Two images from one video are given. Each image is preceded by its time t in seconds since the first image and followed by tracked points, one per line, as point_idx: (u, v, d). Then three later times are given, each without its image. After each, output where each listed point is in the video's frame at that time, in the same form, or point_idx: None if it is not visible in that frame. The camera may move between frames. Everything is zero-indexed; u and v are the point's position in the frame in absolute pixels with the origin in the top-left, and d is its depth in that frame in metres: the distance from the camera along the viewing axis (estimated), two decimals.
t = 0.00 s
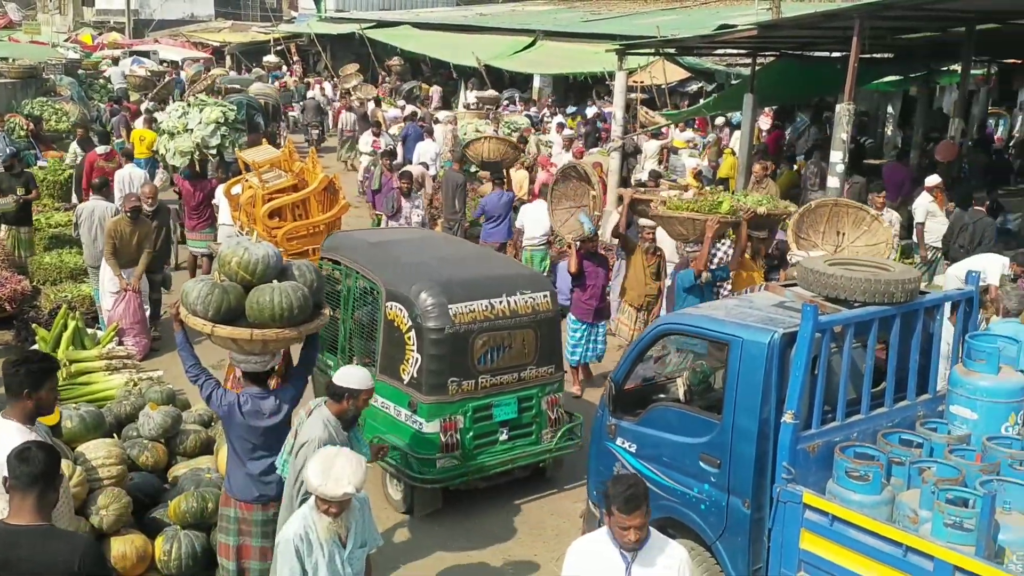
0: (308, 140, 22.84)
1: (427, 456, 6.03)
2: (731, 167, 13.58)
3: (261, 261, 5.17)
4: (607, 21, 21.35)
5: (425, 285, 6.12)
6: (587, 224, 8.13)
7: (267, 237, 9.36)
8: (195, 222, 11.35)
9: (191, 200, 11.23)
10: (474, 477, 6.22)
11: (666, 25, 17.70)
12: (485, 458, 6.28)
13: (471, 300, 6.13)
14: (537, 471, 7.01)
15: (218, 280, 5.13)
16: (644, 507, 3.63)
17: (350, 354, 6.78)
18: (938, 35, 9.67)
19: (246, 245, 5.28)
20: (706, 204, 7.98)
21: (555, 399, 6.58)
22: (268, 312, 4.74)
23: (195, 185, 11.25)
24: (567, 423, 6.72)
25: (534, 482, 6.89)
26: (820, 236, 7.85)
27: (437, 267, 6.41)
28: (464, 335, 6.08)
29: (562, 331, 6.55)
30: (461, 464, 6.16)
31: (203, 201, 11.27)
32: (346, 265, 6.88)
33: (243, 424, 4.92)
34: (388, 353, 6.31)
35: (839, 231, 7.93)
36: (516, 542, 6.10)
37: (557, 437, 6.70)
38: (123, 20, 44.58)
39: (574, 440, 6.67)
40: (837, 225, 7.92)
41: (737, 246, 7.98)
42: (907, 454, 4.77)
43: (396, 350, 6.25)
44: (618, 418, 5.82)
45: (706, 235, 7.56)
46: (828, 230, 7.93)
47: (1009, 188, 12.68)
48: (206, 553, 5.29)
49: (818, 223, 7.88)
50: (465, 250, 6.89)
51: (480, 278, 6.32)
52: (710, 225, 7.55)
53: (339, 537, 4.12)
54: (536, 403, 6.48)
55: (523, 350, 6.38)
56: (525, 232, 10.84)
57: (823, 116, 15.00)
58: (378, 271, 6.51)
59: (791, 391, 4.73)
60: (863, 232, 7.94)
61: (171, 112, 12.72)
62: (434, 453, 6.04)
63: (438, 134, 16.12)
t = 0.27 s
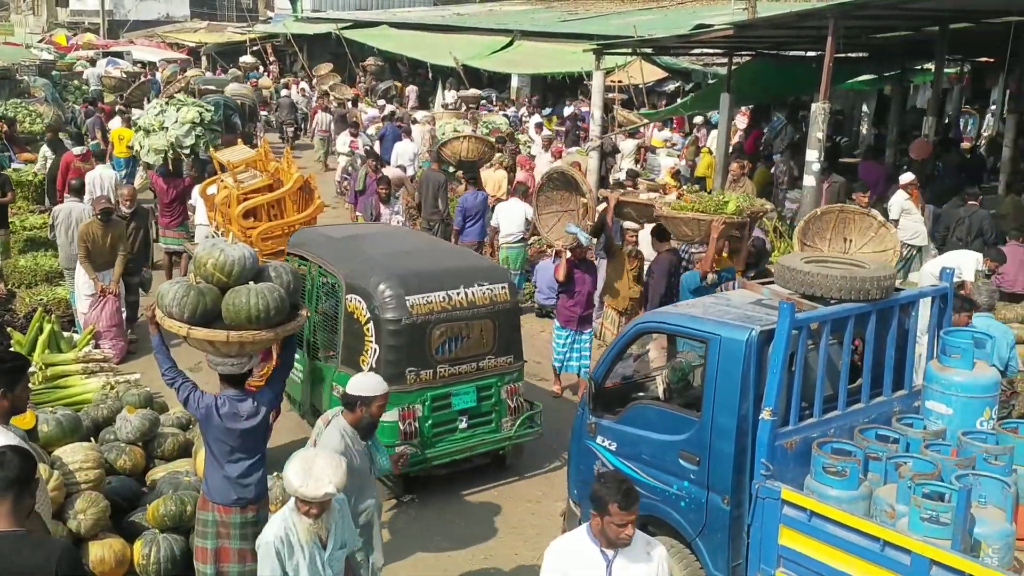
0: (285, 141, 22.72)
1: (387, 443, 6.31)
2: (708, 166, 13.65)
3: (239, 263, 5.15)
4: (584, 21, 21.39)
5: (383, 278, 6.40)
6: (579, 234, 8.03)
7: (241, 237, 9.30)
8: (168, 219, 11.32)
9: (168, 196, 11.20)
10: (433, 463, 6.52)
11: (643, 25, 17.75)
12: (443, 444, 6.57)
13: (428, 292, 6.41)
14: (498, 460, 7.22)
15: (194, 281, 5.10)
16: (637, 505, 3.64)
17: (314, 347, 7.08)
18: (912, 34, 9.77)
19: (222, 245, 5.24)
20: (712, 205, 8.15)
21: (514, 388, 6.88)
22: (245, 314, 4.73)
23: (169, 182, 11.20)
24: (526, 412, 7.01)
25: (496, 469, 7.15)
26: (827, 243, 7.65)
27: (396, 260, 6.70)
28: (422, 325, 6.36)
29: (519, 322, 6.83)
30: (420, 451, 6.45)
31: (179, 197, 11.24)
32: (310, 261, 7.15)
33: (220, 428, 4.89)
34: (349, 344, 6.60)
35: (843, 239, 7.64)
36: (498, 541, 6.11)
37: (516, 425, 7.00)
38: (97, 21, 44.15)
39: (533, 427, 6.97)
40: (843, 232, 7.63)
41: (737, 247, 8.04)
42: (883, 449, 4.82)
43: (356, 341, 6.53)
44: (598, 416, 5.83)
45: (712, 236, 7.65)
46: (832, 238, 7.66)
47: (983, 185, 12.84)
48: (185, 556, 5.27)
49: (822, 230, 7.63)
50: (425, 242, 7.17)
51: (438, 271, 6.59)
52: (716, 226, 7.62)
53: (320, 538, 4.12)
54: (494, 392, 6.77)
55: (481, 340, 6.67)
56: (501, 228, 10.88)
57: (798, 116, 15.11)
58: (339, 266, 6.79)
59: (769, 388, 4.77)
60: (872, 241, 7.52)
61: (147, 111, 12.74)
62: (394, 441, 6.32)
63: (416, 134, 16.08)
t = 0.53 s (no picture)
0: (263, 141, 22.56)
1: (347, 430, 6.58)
2: (686, 164, 13.70)
3: (217, 263, 5.12)
4: (561, 19, 21.39)
5: (343, 269, 6.62)
6: (577, 240, 7.97)
7: (217, 237, 9.22)
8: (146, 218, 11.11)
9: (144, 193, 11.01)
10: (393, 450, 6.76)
11: (620, 23, 17.76)
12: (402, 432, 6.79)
13: (387, 283, 6.63)
14: (460, 448, 7.41)
15: (173, 282, 5.06)
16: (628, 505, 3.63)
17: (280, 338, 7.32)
18: (886, 32, 9.85)
19: (200, 245, 5.20)
20: (717, 209, 8.26)
21: (475, 377, 7.12)
22: (224, 314, 4.71)
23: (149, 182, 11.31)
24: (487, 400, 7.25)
25: (457, 455, 7.34)
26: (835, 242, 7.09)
27: (357, 251, 6.91)
28: (381, 315, 6.57)
29: (478, 313, 7.05)
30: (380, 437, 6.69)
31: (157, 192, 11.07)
32: (275, 252, 7.34)
33: (198, 430, 4.86)
34: (311, 334, 6.83)
35: (853, 237, 7.12)
36: (480, 539, 6.11)
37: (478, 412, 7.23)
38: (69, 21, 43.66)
39: (492, 415, 7.20)
40: (852, 229, 7.10)
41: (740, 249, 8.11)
42: (862, 443, 4.88)
43: (317, 331, 6.76)
44: (579, 413, 5.85)
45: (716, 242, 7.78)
46: (842, 236, 7.10)
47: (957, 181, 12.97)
48: (165, 559, 5.24)
49: (830, 229, 7.11)
50: (388, 236, 7.40)
51: (399, 262, 6.81)
52: (722, 230, 7.73)
53: (302, 538, 4.09)
54: (455, 380, 6.99)
55: (441, 330, 6.90)
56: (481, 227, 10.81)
57: (775, 113, 15.18)
58: (301, 257, 7.00)
59: (748, 383, 4.82)
60: (882, 240, 6.99)
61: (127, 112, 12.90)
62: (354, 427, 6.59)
63: (394, 133, 16.03)
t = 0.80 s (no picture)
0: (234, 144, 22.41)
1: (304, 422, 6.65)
2: (658, 164, 13.78)
3: (191, 266, 5.10)
4: (532, 20, 21.45)
5: (298, 263, 6.68)
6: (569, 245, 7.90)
7: (188, 240, 9.13)
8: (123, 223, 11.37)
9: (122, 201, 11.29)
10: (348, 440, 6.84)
11: (592, 24, 17.82)
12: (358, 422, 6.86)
13: (343, 277, 6.68)
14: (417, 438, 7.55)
15: (145, 285, 5.04)
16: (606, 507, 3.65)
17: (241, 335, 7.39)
18: (853, 32, 9.98)
19: (173, 249, 5.19)
20: (717, 208, 8.34)
21: (432, 369, 7.20)
22: (201, 317, 4.70)
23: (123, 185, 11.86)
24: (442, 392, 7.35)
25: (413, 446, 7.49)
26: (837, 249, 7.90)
27: (313, 247, 6.96)
28: (336, 309, 6.63)
29: (436, 306, 7.10)
30: (336, 428, 6.75)
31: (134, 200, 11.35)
32: (236, 249, 7.42)
33: (172, 434, 4.84)
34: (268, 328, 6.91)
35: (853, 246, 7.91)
36: (457, 540, 6.13)
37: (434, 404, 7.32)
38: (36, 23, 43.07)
39: (449, 407, 7.30)
40: (856, 237, 7.89)
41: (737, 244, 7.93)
42: (832, 438, 4.95)
43: (274, 324, 6.84)
44: (555, 412, 5.88)
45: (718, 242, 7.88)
46: (845, 243, 7.91)
47: (923, 179, 13.16)
48: (141, 564, 5.21)
49: (835, 235, 7.92)
50: (347, 232, 7.47)
51: (355, 257, 6.87)
52: (722, 230, 7.85)
53: (280, 541, 4.10)
54: (412, 372, 7.07)
55: (397, 323, 6.95)
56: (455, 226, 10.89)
57: (745, 113, 15.33)
58: (259, 253, 7.08)
59: (720, 380, 4.87)
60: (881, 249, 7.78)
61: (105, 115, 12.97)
62: (311, 419, 6.66)
63: (366, 135, 16.00)
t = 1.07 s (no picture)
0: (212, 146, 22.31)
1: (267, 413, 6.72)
2: (636, 163, 13.82)
3: (168, 267, 5.08)
4: (508, 19, 21.50)
5: (261, 257, 6.72)
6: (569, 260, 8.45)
7: (162, 240, 9.22)
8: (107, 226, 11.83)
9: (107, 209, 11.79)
10: (312, 432, 6.93)
11: (568, 23, 17.87)
12: (322, 413, 6.94)
13: (305, 270, 6.72)
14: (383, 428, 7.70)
15: (122, 286, 4.98)
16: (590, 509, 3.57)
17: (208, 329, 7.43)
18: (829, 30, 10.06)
19: (149, 249, 5.16)
20: (723, 215, 8.25)
21: (396, 360, 7.24)
22: (183, 317, 4.67)
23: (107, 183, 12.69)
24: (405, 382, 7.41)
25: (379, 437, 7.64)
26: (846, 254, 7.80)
27: (276, 242, 7.00)
28: (298, 302, 6.67)
29: (399, 299, 7.16)
30: (298, 420, 6.83)
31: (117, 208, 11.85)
32: (202, 244, 7.47)
33: (150, 436, 4.88)
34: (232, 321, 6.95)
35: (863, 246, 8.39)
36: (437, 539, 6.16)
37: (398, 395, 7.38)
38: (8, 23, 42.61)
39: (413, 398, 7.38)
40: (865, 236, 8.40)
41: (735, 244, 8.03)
42: (805, 431, 5.00)
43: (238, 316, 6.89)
44: (532, 409, 5.91)
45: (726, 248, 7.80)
46: (854, 242, 8.45)
47: (897, 176, 13.31)
48: (119, 567, 5.21)
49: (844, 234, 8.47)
50: (311, 228, 7.51)
51: (317, 251, 6.91)
52: (728, 237, 7.79)
53: (260, 541, 4.10)
54: (375, 364, 7.12)
55: (359, 316, 7.00)
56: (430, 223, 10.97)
57: (721, 111, 15.42)
58: (224, 247, 7.12)
59: (695, 375, 4.90)
60: (890, 251, 8.27)
61: (86, 113, 13.02)
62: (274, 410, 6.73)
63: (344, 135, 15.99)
